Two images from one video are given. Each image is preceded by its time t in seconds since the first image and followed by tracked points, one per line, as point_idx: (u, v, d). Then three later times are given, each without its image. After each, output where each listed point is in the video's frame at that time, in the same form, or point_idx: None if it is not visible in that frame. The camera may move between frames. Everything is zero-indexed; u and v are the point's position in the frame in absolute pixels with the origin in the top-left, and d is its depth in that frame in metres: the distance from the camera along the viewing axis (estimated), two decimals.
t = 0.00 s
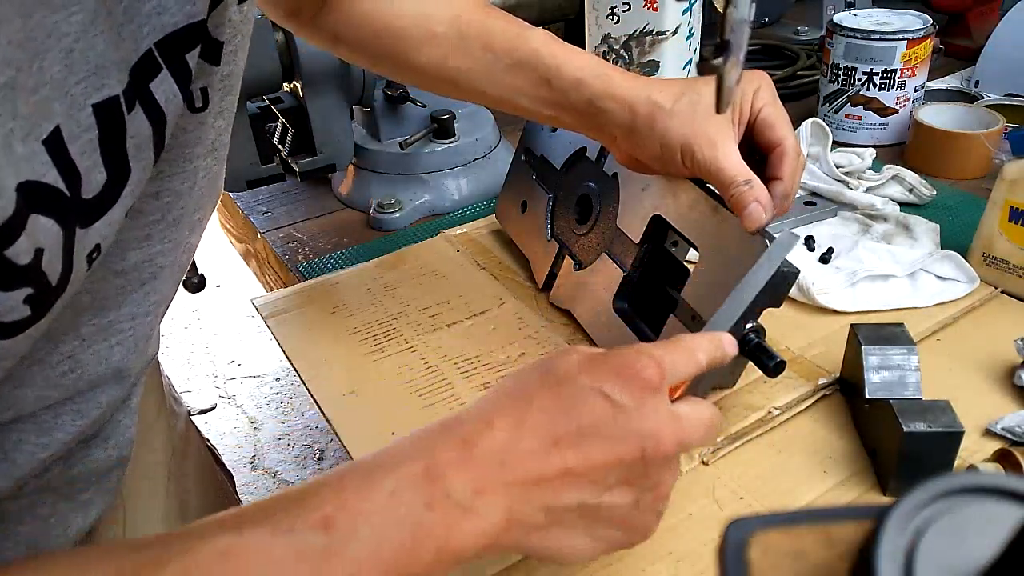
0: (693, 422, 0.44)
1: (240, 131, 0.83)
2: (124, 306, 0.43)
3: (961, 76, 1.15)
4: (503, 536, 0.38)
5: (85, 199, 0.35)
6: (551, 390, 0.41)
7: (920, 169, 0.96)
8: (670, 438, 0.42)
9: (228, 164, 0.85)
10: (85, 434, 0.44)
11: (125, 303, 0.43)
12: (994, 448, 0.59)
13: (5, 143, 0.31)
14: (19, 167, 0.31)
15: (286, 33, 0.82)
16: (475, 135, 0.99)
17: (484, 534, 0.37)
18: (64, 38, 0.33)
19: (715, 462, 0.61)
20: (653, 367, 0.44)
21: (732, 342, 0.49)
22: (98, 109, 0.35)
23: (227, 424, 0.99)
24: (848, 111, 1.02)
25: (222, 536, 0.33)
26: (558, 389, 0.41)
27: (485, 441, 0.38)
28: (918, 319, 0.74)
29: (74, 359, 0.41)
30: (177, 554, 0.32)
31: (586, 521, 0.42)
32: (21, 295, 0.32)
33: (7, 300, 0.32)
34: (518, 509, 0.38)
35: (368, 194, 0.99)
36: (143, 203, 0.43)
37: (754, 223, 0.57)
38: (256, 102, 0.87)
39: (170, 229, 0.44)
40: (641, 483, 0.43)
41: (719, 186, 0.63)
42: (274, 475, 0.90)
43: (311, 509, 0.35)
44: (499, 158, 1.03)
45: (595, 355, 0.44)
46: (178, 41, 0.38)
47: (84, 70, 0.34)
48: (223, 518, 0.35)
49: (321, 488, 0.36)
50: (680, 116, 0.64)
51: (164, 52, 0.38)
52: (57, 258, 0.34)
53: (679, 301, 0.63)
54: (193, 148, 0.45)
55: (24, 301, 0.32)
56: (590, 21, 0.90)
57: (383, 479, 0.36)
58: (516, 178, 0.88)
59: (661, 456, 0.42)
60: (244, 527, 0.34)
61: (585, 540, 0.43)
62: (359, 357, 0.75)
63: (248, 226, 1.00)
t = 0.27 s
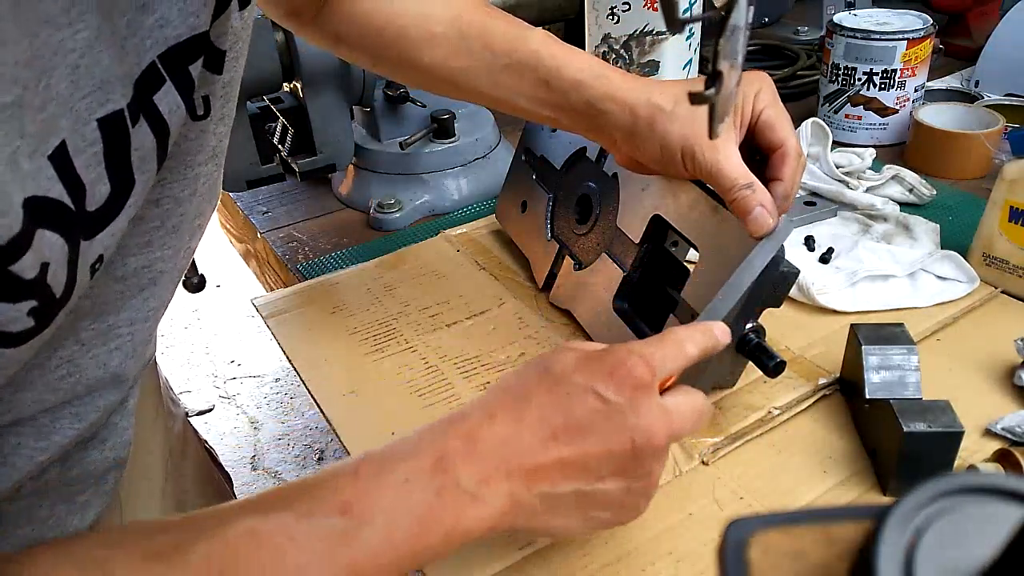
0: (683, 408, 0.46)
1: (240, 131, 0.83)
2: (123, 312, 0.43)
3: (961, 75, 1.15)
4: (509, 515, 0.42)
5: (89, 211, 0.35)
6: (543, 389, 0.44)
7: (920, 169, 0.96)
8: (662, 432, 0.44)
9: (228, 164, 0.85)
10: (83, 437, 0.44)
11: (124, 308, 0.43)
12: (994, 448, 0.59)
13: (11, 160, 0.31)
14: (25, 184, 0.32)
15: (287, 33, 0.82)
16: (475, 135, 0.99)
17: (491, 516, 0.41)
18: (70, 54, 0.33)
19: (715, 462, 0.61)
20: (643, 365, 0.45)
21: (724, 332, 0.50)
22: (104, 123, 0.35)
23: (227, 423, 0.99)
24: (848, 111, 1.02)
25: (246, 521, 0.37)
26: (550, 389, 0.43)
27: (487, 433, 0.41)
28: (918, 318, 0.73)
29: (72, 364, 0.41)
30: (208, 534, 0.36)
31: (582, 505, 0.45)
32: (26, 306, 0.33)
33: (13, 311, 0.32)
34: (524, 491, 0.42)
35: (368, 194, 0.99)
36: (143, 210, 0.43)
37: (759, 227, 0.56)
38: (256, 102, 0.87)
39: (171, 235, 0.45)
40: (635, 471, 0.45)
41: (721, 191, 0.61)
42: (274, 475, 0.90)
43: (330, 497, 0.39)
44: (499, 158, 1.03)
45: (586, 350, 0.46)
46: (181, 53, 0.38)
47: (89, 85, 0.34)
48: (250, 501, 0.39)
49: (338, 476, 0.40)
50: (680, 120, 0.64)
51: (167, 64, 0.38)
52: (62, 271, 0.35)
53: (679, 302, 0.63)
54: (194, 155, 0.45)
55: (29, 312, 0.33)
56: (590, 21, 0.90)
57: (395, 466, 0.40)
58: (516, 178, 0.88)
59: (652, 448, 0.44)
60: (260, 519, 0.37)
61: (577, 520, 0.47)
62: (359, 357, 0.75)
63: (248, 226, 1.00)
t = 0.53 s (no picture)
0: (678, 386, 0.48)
1: (241, 131, 0.83)
2: (123, 316, 0.43)
3: (961, 75, 1.15)
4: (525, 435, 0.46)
5: (90, 218, 0.35)
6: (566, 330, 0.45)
7: (920, 169, 0.96)
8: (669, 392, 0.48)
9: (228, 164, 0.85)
10: (81, 437, 0.44)
11: (124, 312, 0.43)
12: (994, 448, 0.59)
13: (28, 176, 0.31)
14: (37, 196, 0.31)
15: (287, 33, 0.82)
16: (475, 135, 0.99)
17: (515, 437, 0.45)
18: (81, 70, 0.33)
19: (715, 463, 0.61)
20: (667, 338, 0.45)
21: (760, 282, 0.50)
22: (110, 135, 0.35)
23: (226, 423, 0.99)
24: (848, 111, 1.02)
25: (300, 439, 0.39)
26: (580, 332, 0.44)
27: (523, 369, 0.44)
28: (918, 318, 0.74)
29: (72, 368, 0.41)
30: (269, 456, 0.38)
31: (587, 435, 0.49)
32: (30, 310, 0.32)
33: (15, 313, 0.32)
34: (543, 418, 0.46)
35: (368, 194, 0.99)
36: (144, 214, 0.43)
37: (767, 225, 0.57)
38: (256, 102, 0.87)
39: (172, 238, 0.45)
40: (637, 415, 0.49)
41: (726, 190, 0.62)
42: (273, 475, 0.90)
43: (382, 419, 0.41)
44: (499, 157, 1.03)
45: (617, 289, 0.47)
46: (184, 62, 0.39)
47: (96, 99, 0.34)
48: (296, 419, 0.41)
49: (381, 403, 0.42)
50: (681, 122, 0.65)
51: (171, 74, 0.38)
52: (69, 281, 0.34)
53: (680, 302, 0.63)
54: (196, 160, 0.45)
55: (32, 316, 0.33)
56: (589, 21, 0.90)
57: (438, 398, 0.42)
58: (516, 178, 0.88)
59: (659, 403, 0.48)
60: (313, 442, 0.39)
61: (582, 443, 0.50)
62: (359, 357, 0.75)
63: (248, 226, 1.00)
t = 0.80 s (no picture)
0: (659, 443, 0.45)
1: (240, 131, 0.83)
2: (123, 311, 0.43)
3: (961, 75, 1.15)
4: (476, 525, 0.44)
5: (77, 208, 0.35)
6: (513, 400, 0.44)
7: (921, 169, 0.96)
8: (631, 461, 0.44)
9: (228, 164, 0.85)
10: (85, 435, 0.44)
11: (123, 307, 0.43)
12: (994, 448, 0.59)
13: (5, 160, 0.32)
14: (16, 182, 0.32)
15: (286, 32, 0.82)
16: (475, 135, 0.99)
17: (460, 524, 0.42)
18: (61, 53, 0.33)
19: (715, 463, 0.61)
20: (623, 394, 0.43)
21: (717, 349, 0.48)
22: (95, 121, 0.35)
23: (227, 423, 0.99)
24: (848, 111, 1.02)
25: (218, 519, 0.39)
26: (528, 397, 0.44)
27: (464, 443, 0.42)
28: (918, 318, 0.73)
29: (71, 364, 0.41)
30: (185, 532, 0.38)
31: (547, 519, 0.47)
32: (14, 305, 0.33)
33: None
34: (491, 500, 0.43)
35: (368, 194, 0.99)
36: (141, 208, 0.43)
37: (759, 224, 0.57)
38: (255, 102, 0.87)
39: (171, 233, 0.45)
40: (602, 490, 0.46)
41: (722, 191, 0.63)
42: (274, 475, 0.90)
43: (305, 494, 0.40)
44: (499, 158, 1.03)
45: (571, 358, 0.46)
46: (177, 49, 0.38)
47: (80, 83, 0.34)
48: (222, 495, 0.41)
49: (317, 474, 0.42)
50: (680, 121, 0.65)
51: (162, 61, 0.38)
52: (52, 271, 0.35)
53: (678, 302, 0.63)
54: (195, 153, 0.45)
55: (17, 311, 0.33)
56: (590, 21, 0.90)
57: (369, 473, 0.41)
58: (516, 178, 0.88)
59: (620, 476, 0.45)
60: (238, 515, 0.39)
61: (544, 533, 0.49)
62: (359, 357, 0.75)
63: (248, 226, 1.00)
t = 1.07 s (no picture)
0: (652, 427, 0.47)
1: (241, 131, 0.83)
2: (129, 311, 0.43)
3: (961, 75, 1.15)
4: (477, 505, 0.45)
5: (89, 214, 0.36)
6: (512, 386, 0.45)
7: (921, 169, 0.96)
8: (628, 440, 0.46)
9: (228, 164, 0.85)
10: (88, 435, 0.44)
11: (130, 308, 0.43)
12: (994, 448, 0.59)
13: (20, 173, 0.32)
14: (31, 195, 0.32)
15: (286, 32, 0.82)
16: (475, 135, 0.99)
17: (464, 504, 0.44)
18: (76, 67, 0.33)
19: (715, 463, 0.61)
20: (617, 378, 0.45)
21: (710, 335, 0.49)
22: (107, 132, 0.35)
23: (227, 423, 0.99)
24: (848, 111, 1.02)
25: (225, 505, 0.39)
26: (528, 382, 0.45)
27: (468, 426, 0.44)
28: (918, 318, 0.74)
29: (78, 364, 0.41)
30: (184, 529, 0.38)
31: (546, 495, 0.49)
32: (26, 312, 0.33)
33: (10, 316, 0.33)
34: (491, 480, 0.45)
35: (368, 194, 0.99)
36: (150, 210, 0.43)
37: (763, 230, 0.55)
38: (256, 102, 0.87)
39: (178, 235, 0.45)
40: (598, 468, 0.48)
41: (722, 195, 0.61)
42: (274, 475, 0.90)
43: (315, 476, 0.41)
44: (499, 158, 1.03)
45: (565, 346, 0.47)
46: (187, 58, 0.39)
47: (95, 95, 0.34)
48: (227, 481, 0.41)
49: (323, 459, 0.43)
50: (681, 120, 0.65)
51: (173, 70, 0.38)
52: (63, 279, 0.35)
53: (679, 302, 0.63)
54: (202, 156, 0.45)
55: (29, 317, 0.33)
56: (590, 21, 0.90)
57: (375, 460, 0.42)
58: (516, 178, 0.88)
59: (616, 455, 0.46)
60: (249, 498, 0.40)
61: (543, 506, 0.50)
62: (359, 357, 0.75)
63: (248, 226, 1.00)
